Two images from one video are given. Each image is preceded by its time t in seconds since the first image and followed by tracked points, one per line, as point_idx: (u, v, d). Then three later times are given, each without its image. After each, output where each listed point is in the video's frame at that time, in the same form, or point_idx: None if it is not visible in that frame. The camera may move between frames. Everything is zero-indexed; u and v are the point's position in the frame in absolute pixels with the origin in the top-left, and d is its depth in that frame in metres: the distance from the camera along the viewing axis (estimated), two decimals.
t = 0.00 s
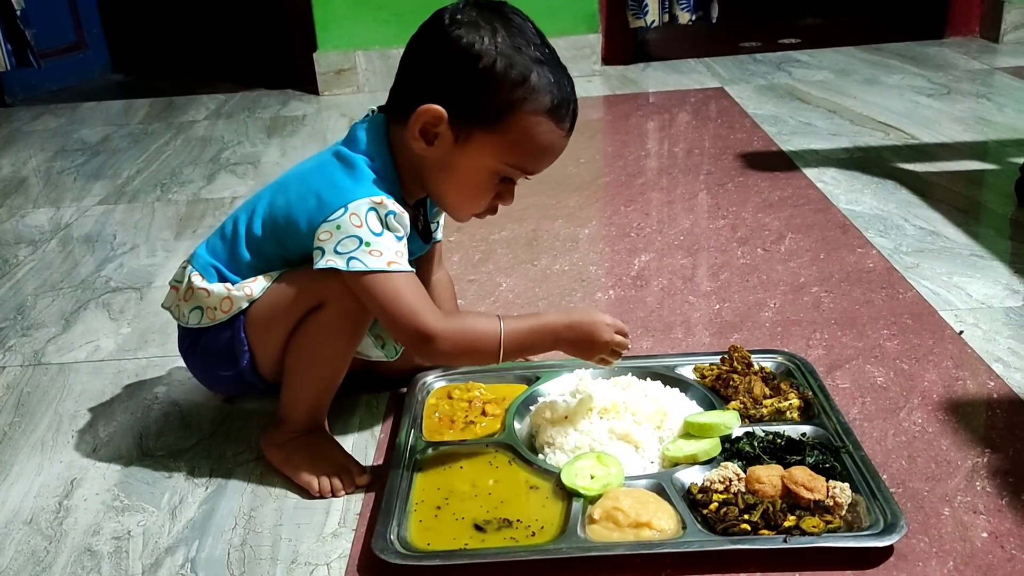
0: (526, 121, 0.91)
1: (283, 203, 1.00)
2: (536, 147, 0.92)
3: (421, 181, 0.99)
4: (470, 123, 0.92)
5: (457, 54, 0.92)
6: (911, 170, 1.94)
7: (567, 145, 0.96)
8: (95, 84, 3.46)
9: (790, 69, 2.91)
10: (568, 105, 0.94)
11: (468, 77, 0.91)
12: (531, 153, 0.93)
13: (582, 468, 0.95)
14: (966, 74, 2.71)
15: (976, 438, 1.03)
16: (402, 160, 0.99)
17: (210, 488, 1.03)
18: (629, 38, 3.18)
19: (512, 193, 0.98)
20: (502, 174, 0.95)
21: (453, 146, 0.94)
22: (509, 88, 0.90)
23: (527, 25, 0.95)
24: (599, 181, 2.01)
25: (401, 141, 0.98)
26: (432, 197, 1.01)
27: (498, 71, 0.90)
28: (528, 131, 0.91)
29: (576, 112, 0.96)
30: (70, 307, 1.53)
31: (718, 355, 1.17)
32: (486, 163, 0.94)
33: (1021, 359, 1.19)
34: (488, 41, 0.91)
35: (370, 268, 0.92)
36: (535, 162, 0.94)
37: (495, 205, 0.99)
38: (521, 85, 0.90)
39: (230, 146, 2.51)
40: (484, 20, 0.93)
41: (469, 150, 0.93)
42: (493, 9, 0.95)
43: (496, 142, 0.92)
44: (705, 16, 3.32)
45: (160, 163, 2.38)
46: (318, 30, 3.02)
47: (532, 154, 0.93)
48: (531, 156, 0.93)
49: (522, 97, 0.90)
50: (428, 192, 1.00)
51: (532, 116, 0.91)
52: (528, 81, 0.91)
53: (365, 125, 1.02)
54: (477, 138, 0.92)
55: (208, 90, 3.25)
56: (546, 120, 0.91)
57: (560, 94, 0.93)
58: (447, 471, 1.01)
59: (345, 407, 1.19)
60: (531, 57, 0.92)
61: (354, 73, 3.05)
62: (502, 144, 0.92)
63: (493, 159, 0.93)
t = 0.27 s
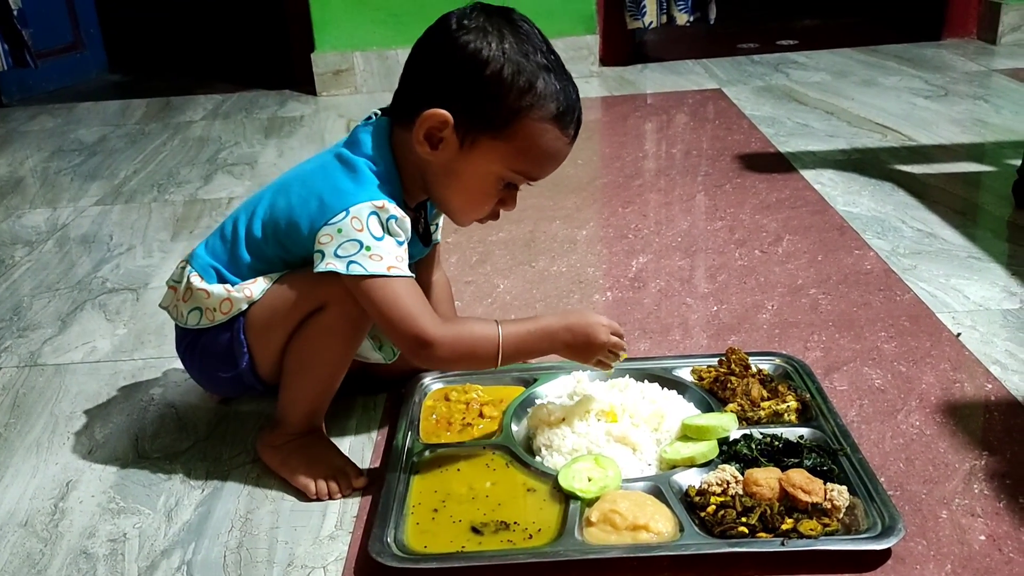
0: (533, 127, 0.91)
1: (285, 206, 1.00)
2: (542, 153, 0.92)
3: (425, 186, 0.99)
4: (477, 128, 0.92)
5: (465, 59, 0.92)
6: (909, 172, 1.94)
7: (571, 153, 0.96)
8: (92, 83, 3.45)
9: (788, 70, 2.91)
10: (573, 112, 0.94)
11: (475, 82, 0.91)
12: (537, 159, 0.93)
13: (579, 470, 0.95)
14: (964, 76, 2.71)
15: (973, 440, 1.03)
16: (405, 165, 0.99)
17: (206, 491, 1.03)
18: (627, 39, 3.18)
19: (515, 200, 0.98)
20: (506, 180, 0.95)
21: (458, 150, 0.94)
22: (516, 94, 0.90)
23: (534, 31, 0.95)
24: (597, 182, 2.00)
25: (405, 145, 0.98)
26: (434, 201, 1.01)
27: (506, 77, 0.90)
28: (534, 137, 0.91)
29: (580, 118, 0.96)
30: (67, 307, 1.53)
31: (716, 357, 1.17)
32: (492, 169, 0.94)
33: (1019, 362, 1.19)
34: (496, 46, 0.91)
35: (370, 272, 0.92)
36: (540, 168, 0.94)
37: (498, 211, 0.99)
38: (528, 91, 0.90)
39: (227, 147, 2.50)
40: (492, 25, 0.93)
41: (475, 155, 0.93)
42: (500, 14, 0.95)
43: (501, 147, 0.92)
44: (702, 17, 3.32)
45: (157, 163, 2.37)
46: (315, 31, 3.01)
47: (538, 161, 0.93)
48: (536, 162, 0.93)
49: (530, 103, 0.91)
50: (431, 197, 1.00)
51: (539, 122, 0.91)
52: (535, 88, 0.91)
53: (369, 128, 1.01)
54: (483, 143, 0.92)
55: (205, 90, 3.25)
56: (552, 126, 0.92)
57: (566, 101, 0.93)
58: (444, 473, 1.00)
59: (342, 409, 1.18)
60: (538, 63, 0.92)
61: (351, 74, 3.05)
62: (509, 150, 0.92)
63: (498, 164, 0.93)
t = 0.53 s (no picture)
0: (537, 124, 0.91)
1: (284, 202, 1.00)
2: (545, 151, 0.92)
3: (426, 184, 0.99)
4: (480, 125, 0.91)
5: (468, 57, 0.91)
6: (906, 172, 1.94)
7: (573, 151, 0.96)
8: (89, 81, 3.45)
9: (786, 70, 2.91)
10: (576, 110, 0.94)
11: (478, 79, 0.91)
12: (539, 157, 0.92)
13: (577, 468, 0.95)
14: (962, 76, 2.71)
15: (972, 439, 1.03)
16: (406, 162, 0.98)
17: (203, 487, 1.02)
18: (625, 39, 3.18)
19: (518, 198, 0.98)
20: (509, 178, 0.94)
21: (461, 148, 0.93)
22: (519, 92, 0.90)
23: (537, 29, 0.95)
24: (595, 180, 2.00)
25: (406, 142, 0.98)
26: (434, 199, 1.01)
27: (509, 74, 0.90)
28: (537, 135, 0.91)
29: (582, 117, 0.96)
30: (63, 304, 1.52)
31: (714, 355, 1.17)
32: (494, 167, 0.93)
33: (1017, 360, 1.19)
34: (499, 44, 0.91)
35: (368, 269, 0.92)
36: (543, 166, 0.93)
37: (500, 210, 0.99)
38: (531, 88, 0.90)
39: (224, 145, 2.50)
40: (495, 23, 0.93)
41: (477, 153, 0.93)
42: (503, 13, 0.95)
43: (504, 145, 0.92)
44: (700, 17, 3.32)
45: (154, 161, 2.37)
46: (313, 28, 3.01)
47: (541, 159, 0.92)
48: (539, 161, 0.93)
49: (533, 101, 0.90)
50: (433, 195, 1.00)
51: (542, 120, 0.91)
52: (539, 85, 0.91)
53: (370, 125, 1.01)
54: (486, 141, 0.92)
55: (202, 88, 3.24)
56: (555, 125, 0.92)
57: (569, 99, 0.93)
58: (442, 470, 1.00)
59: (340, 406, 1.18)
60: (542, 62, 0.92)
61: (349, 72, 3.05)
62: (512, 148, 0.92)
63: (501, 163, 0.93)
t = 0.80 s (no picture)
0: (537, 123, 0.91)
1: (283, 199, 0.99)
2: (545, 150, 0.92)
3: (426, 183, 0.99)
4: (480, 124, 0.91)
5: (469, 55, 0.91)
6: (903, 173, 1.95)
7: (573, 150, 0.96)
8: (85, 79, 3.44)
9: (783, 71, 2.91)
10: (576, 109, 0.94)
11: (479, 77, 0.91)
12: (539, 156, 0.92)
13: (575, 467, 0.95)
14: (958, 77, 2.72)
15: (969, 439, 1.03)
16: (406, 161, 0.98)
17: (199, 486, 1.02)
18: (622, 39, 3.18)
19: (518, 197, 0.98)
20: (509, 177, 0.94)
21: (461, 147, 0.93)
22: (519, 91, 0.90)
23: (537, 28, 0.95)
24: (592, 180, 2.00)
25: (405, 141, 0.97)
26: (434, 198, 1.00)
27: (509, 73, 0.90)
28: (537, 133, 0.91)
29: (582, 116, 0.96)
30: (59, 302, 1.52)
31: (712, 355, 1.17)
32: (494, 166, 0.93)
33: (1014, 361, 1.19)
34: (499, 43, 0.91)
35: (366, 268, 0.91)
36: (543, 166, 0.93)
37: (501, 209, 0.99)
38: (531, 87, 0.90)
39: (221, 143, 2.49)
40: (495, 22, 0.93)
41: (477, 151, 0.93)
42: (503, 12, 0.95)
43: (505, 143, 0.92)
44: (697, 18, 3.32)
45: (150, 159, 2.36)
46: (310, 27, 3.00)
47: (541, 157, 0.92)
48: (539, 159, 0.93)
49: (533, 100, 0.90)
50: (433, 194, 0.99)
51: (542, 118, 0.91)
52: (539, 84, 0.91)
53: (370, 123, 1.01)
54: (486, 139, 0.92)
55: (198, 86, 3.24)
56: (555, 123, 0.91)
57: (569, 98, 0.93)
58: (440, 469, 1.00)
59: (337, 405, 1.18)
60: (542, 60, 0.92)
61: (346, 71, 3.04)
62: (512, 146, 0.92)
63: (501, 161, 0.93)
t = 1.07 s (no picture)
0: (532, 118, 0.90)
1: (278, 196, 0.99)
2: (541, 146, 0.92)
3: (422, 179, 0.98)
4: (476, 119, 0.91)
5: (464, 50, 0.91)
6: (900, 173, 1.95)
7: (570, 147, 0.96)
8: (80, 77, 3.43)
9: (780, 72, 2.91)
10: (571, 105, 0.93)
11: (474, 72, 0.90)
12: (534, 151, 0.92)
13: (572, 466, 0.94)
14: (955, 79, 2.72)
15: (966, 439, 1.03)
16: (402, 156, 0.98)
17: (194, 484, 1.02)
18: (620, 39, 3.18)
19: (514, 193, 0.97)
20: (505, 172, 0.94)
21: (456, 142, 0.93)
22: (514, 85, 0.90)
23: (532, 24, 0.95)
24: (589, 179, 2.00)
25: (402, 137, 0.97)
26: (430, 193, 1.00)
27: (505, 67, 0.90)
28: (533, 128, 0.91)
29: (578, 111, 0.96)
30: (53, 300, 1.51)
31: (709, 355, 1.16)
32: (490, 161, 0.93)
33: (1011, 361, 1.19)
34: (495, 37, 0.91)
35: (360, 264, 0.91)
36: (539, 161, 0.93)
37: (497, 205, 0.98)
38: (527, 81, 0.90)
39: (217, 141, 2.49)
40: (491, 17, 0.93)
41: (473, 146, 0.92)
42: (499, 7, 0.94)
43: (500, 138, 0.91)
44: (695, 18, 3.32)
45: (145, 157, 2.35)
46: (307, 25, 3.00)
47: (536, 152, 0.92)
48: (534, 155, 0.92)
49: (528, 95, 0.90)
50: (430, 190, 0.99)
51: (538, 113, 0.90)
52: (535, 79, 0.90)
53: (365, 121, 1.00)
54: (481, 134, 0.91)
55: (195, 84, 3.23)
56: (550, 118, 0.91)
57: (564, 94, 0.92)
58: (436, 468, 1.00)
59: (333, 404, 1.17)
60: (538, 56, 0.92)
61: (343, 69, 3.03)
62: (507, 141, 0.91)
63: (497, 156, 0.92)
